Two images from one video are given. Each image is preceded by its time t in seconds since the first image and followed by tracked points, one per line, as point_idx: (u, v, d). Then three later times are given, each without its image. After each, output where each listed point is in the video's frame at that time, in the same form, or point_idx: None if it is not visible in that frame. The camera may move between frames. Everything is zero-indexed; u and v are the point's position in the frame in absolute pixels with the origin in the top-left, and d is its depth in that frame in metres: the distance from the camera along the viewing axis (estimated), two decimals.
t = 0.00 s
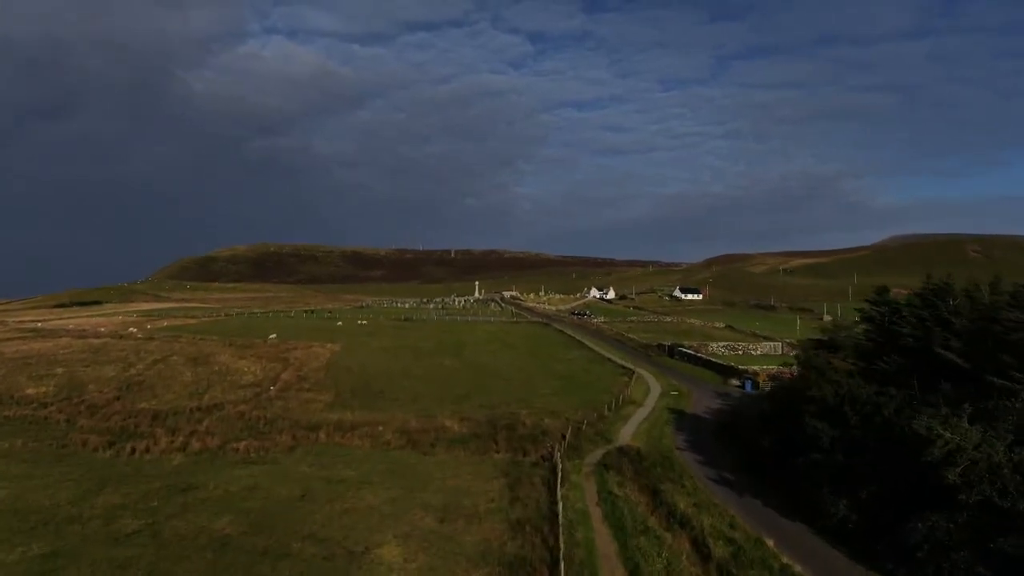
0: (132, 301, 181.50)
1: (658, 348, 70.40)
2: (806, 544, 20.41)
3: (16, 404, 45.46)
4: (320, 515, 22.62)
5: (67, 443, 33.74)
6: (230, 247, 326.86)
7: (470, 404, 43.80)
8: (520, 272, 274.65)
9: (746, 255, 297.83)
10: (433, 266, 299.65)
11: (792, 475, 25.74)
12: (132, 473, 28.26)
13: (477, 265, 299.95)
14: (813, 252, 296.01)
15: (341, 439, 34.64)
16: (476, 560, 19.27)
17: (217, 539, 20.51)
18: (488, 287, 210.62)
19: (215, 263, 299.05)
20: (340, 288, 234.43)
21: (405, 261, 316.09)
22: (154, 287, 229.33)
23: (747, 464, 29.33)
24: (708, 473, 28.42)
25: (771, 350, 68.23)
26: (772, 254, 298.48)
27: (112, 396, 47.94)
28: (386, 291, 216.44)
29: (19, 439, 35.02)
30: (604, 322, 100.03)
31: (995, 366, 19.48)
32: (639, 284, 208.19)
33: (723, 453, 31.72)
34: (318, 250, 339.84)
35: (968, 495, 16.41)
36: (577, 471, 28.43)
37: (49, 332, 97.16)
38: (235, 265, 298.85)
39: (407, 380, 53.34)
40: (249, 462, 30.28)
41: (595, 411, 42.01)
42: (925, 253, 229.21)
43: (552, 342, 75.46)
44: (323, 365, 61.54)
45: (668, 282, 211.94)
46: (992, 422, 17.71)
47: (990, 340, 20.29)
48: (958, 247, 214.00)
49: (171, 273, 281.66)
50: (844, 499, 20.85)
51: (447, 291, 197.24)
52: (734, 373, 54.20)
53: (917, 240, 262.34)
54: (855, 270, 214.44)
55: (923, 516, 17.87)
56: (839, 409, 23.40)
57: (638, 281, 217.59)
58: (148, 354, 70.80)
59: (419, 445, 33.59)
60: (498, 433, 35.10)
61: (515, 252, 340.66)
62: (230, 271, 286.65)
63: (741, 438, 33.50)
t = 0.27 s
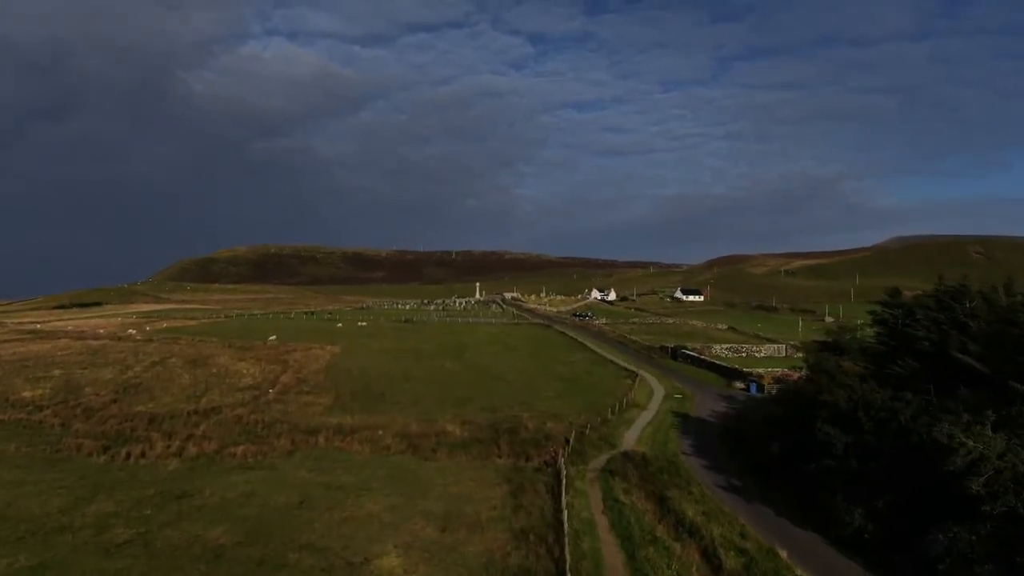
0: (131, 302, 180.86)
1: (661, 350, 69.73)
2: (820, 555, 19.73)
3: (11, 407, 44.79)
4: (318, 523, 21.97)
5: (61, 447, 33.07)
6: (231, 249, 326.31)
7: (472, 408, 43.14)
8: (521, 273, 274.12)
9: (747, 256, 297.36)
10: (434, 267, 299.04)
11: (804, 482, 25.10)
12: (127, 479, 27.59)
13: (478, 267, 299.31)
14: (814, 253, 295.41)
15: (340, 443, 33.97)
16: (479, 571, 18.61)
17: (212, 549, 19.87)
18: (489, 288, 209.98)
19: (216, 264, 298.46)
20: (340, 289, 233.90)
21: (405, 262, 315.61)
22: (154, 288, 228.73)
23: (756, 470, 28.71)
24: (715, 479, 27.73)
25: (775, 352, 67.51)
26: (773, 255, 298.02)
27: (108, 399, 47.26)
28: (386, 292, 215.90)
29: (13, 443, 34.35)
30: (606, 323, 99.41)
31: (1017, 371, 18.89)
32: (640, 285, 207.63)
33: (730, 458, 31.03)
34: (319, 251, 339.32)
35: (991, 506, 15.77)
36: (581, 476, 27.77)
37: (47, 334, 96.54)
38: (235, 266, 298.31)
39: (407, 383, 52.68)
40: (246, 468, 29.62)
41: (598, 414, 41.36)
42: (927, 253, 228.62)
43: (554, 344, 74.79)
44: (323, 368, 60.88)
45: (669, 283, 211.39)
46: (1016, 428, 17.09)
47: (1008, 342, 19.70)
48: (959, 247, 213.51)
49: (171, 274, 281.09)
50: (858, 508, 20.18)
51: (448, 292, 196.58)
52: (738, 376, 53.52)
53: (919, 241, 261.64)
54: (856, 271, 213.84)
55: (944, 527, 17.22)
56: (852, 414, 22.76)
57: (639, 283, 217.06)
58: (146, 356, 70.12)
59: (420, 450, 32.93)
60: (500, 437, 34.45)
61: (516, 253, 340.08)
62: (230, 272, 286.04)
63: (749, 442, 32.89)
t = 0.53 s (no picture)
0: (131, 303, 180.49)
1: (663, 351, 69.35)
2: (829, 562, 19.36)
3: (9, 409, 44.41)
4: (318, 528, 21.61)
5: (57, 450, 32.70)
6: (231, 249, 326.10)
7: (474, 409, 42.75)
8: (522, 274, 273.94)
9: (748, 257, 297.06)
10: (434, 268, 298.46)
11: (811, 486, 24.75)
12: (124, 483, 27.20)
13: (479, 267, 299.06)
14: (815, 253, 294.87)
15: (340, 446, 33.58)
16: None
17: (209, 555, 19.51)
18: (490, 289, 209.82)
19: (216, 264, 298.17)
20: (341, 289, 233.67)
21: (406, 262, 315.25)
22: (155, 288, 228.49)
23: (761, 473, 28.38)
24: (720, 482, 27.36)
25: (777, 353, 67.06)
26: (774, 256, 297.62)
27: (106, 401, 46.88)
28: (387, 292, 215.67)
29: (9, 445, 33.97)
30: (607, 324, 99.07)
31: None
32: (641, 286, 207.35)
33: (734, 461, 30.65)
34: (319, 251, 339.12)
35: (1008, 513, 15.50)
36: (584, 480, 27.39)
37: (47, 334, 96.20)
38: (236, 266, 298.09)
39: (408, 384, 52.28)
40: (245, 471, 29.24)
41: (601, 416, 41.00)
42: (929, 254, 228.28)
43: (555, 345, 74.44)
44: (323, 369, 60.50)
45: (670, 284, 211.12)
46: None
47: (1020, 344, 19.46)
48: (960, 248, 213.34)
49: (172, 275, 280.86)
50: (868, 514, 19.83)
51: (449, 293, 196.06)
52: (741, 377, 53.07)
53: (921, 241, 261.11)
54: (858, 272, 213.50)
55: (958, 533, 16.91)
56: (861, 417, 22.44)
57: (640, 283, 216.82)
58: (145, 357, 69.75)
59: (421, 453, 32.56)
60: (502, 440, 34.07)
61: (516, 254, 339.63)
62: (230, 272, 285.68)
63: (754, 445, 32.57)
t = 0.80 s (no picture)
0: (132, 303, 180.37)
1: (664, 351, 69.18)
2: (831, 564, 19.27)
3: (8, 409, 44.30)
4: (318, 530, 21.50)
5: (57, 450, 32.58)
6: (232, 249, 326.24)
7: (474, 410, 42.59)
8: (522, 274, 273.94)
9: (748, 256, 297.01)
10: (434, 268, 298.44)
11: (814, 487, 24.66)
12: (123, 484, 27.10)
13: (479, 267, 298.91)
14: (816, 254, 294.61)
15: (340, 446, 33.45)
16: None
17: (208, 557, 19.39)
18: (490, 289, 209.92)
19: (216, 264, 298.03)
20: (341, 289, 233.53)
21: (406, 262, 314.99)
22: (155, 288, 228.49)
23: (763, 473, 28.26)
24: (722, 483, 27.22)
25: (779, 353, 66.87)
26: (774, 256, 297.30)
27: (106, 401, 46.75)
28: (387, 292, 215.71)
29: (8, 446, 33.84)
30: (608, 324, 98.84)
31: None
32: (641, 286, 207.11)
33: (736, 461, 30.52)
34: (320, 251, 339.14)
35: (1014, 516, 15.38)
36: (585, 481, 27.24)
37: (47, 334, 96.08)
38: (236, 266, 297.96)
39: (408, 385, 52.11)
40: (245, 472, 29.10)
41: (602, 416, 40.86)
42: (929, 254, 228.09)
43: (556, 345, 74.31)
44: (324, 369, 60.40)
45: (671, 284, 210.99)
46: None
47: None
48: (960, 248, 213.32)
49: (172, 275, 280.76)
50: (873, 515, 19.70)
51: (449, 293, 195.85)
52: (742, 377, 52.91)
53: (921, 241, 261.00)
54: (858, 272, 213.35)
55: (963, 536, 16.77)
56: (864, 418, 22.33)
57: (641, 283, 216.74)
58: (146, 357, 69.64)
59: (421, 454, 32.43)
60: (502, 440, 33.97)
61: (517, 254, 339.44)
62: (230, 272, 285.49)
63: (758, 445, 32.47)
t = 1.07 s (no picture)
0: (132, 303, 180.37)
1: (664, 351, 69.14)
2: (832, 563, 19.22)
3: (8, 409, 44.24)
4: (318, 529, 21.47)
5: (56, 450, 32.51)
6: (232, 249, 326.08)
7: (474, 409, 42.57)
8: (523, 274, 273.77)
9: (749, 256, 296.85)
10: (435, 267, 298.40)
11: (814, 487, 24.64)
12: (123, 483, 27.03)
13: (479, 267, 298.67)
14: (816, 253, 294.50)
15: (340, 445, 33.42)
16: None
17: (207, 557, 19.33)
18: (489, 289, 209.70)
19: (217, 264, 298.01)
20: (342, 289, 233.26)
21: (406, 262, 314.23)
22: (155, 288, 228.28)
23: (763, 472, 28.23)
24: (723, 482, 27.17)
25: (779, 353, 66.78)
26: (774, 255, 297.06)
27: (106, 401, 46.67)
28: (387, 292, 215.53)
29: (7, 446, 33.76)
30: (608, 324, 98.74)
31: None
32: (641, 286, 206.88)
33: (736, 461, 30.48)
34: (320, 251, 338.91)
35: (1016, 515, 15.32)
36: (586, 480, 27.22)
37: (46, 334, 95.89)
38: (236, 266, 297.73)
39: (408, 384, 52.03)
40: (245, 471, 29.04)
41: (602, 416, 40.84)
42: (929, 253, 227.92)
43: (556, 345, 74.27)
44: (324, 369, 60.35)
45: (671, 284, 210.82)
46: None
47: None
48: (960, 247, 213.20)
49: (172, 275, 280.50)
50: (874, 514, 19.65)
51: (449, 293, 195.76)
52: (743, 377, 52.83)
53: (922, 241, 260.87)
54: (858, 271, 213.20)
55: (965, 535, 16.71)
56: (865, 417, 22.30)
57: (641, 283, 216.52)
58: (146, 357, 69.58)
59: (421, 453, 32.41)
60: (502, 440, 33.93)
61: (517, 254, 339.33)
62: (231, 272, 285.39)
63: (758, 444, 32.45)
